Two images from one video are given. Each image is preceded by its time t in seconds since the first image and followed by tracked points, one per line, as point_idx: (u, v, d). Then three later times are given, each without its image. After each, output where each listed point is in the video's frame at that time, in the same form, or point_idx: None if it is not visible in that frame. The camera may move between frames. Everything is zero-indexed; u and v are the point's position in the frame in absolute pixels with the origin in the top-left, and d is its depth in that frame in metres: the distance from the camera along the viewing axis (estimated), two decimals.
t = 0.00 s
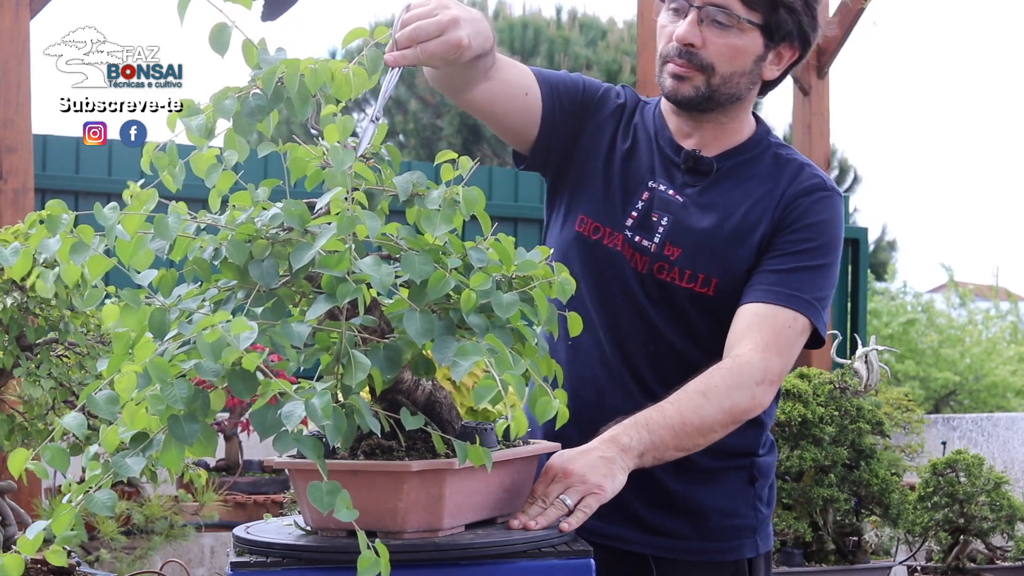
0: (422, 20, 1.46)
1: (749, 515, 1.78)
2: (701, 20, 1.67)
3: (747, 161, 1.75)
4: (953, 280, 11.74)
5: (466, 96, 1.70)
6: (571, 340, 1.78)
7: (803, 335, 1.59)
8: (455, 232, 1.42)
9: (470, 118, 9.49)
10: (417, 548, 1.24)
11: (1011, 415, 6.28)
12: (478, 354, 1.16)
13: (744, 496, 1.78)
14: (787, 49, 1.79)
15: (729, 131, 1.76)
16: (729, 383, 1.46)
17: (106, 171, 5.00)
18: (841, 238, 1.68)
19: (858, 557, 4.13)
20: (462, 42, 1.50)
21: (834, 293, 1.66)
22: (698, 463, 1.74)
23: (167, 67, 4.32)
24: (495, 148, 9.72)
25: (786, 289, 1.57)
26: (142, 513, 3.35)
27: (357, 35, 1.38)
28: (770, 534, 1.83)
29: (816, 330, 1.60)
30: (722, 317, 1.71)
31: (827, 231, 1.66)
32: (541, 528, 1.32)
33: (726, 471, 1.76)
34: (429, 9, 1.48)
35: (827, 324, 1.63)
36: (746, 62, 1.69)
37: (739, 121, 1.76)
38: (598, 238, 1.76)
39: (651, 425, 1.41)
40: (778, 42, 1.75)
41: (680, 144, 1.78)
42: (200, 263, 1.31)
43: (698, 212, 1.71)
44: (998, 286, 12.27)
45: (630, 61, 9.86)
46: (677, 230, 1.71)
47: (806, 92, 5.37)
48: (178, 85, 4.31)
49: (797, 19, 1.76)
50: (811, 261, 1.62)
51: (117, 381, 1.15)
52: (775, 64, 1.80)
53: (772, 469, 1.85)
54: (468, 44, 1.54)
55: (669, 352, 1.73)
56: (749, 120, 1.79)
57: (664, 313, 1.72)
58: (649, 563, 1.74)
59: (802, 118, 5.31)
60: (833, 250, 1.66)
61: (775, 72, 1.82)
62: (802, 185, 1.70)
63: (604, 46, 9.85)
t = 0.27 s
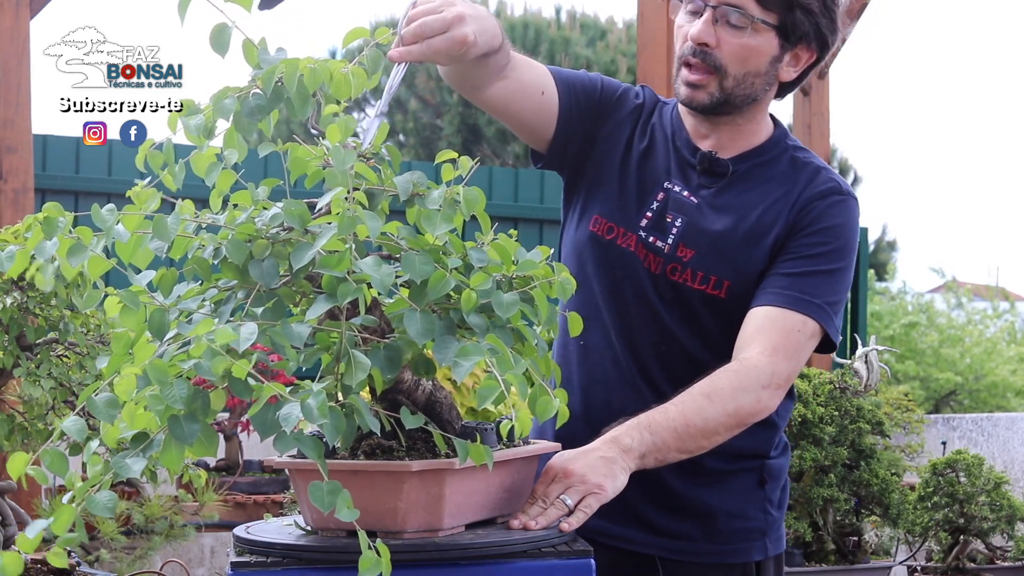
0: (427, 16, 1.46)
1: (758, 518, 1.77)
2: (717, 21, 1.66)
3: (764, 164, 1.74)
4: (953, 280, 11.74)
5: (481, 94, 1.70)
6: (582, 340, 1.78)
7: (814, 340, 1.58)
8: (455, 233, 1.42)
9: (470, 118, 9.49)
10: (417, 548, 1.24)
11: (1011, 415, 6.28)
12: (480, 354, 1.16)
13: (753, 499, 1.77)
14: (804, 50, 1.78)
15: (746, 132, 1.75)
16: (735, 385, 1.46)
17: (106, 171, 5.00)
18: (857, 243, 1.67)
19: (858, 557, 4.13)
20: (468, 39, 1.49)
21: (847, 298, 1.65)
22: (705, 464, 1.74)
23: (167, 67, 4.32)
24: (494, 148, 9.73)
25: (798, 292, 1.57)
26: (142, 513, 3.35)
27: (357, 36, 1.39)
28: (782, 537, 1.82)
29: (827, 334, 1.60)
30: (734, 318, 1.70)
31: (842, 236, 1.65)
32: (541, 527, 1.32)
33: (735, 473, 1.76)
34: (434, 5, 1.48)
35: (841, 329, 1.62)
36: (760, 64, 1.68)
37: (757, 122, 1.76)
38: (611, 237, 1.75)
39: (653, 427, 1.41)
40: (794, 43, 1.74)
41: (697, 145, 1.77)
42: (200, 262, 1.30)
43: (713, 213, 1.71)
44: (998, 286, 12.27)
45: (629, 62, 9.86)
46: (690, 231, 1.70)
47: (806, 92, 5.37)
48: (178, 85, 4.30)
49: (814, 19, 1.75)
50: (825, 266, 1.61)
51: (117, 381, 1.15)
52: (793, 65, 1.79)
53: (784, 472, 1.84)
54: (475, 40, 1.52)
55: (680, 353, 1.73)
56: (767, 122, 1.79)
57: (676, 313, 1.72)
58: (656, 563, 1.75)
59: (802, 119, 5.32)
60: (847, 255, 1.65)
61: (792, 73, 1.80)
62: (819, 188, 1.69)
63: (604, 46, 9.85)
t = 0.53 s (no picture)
0: None
1: (766, 520, 1.77)
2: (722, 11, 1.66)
3: (773, 162, 1.74)
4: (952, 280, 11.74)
5: (483, 92, 1.70)
6: (591, 338, 1.77)
7: (822, 337, 1.57)
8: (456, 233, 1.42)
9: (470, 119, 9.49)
10: (415, 548, 1.24)
11: (1011, 416, 6.28)
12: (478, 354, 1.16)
13: (762, 500, 1.77)
14: (812, 45, 1.77)
15: (755, 129, 1.75)
16: (737, 382, 1.44)
17: (106, 171, 5.00)
18: (866, 241, 1.65)
19: (858, 557, 4.13)
20: None
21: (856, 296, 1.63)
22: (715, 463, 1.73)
23: (167, 67, 4.32)
24: (494, 149, 9.73)
25: (805, 289, 1.55)
26: (142, 513, 3.35)
27: (357, 36, 1.39)
28: (791, 539, 1.82)
29: (833, 332, 1.58)
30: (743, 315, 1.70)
31: (850, 233, 1.63)
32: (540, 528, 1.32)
33: (745, 474, 1.75)
34: None
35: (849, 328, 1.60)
36: (766, 57, 1.68)
37: (766, 119, 1.75)
38: (620, 235, 1.75)
39: (654, 425, 1.40)
40: (802, 37, 1.73)
41: (706, 142, 1.77)
42: (199, 261, 1.30)
43: (721, 210, 1.70)
44: (997, 287, 12.27)
45: (629, 62, 9.87)
46: (698, 228, 1.70)
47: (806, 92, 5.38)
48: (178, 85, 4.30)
49: (821, 14, 1.74)
50: (832, 263, 1.60)
51: (112, 380, 1.17)
52: (801, 61, 1.78)
53: (795, 473, 1.84)
54: None
55: (687, 350, 1.73)
56: (778, 123, 1.78)
57: (684, 310, 1.72)
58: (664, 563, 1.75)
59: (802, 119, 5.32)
60: (856, 253, 1.63)
61: (800, 70, 1.79)
62: (827, 186, 1.68)
63: (604, 47, 9.86)
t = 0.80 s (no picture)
0: None
1: (776, 522, 1.74)
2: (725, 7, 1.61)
3: (786, 159, 1.70)
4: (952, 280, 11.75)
5: (469, 140, 1.66)
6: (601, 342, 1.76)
7: (833, 335, 1.52)
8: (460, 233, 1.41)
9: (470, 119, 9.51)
10: (416, 548, 1.24)
11: (1011, 415, 6.28)
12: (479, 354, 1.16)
13: (773, 502, 1.74)
14: (819, 35, 1.70)
15: (767, 124, 1.71)
16: (741, 379, 1.40)
17: (106, 171, 5.00)
18: (879, 238, 1.60)
19: (858, 556, 4.13)
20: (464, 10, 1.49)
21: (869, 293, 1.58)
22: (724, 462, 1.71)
23: (167, 67, 4.32)
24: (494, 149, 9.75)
25: (812, 285, 1.50)
26: (142, 513, 3.36)
27: (357, 36, 1.38)
28: (803, 542, 1.79)
29: (844, 331, 1.53)
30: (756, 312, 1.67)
31: (861, 230, 1.58)
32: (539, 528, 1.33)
33: (756, 476, 1.73)
34: None
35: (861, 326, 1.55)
36: (773, 50, 1.63)
37: (778, 114, 1.71)
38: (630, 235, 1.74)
39: (657, 424, 1.37)
40: (808, 28, 1.67)
41: (718, 141, 1.74)
42: (200, 261, 1.30)
43: (730, 208, 1.68)
44: (997, 287, 12.27)
45: (629, 62, 9.88)
46: (708, 224, 1.68)
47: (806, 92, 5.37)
48: (178, 85, 4.30)
49: (825, 2, 1.67)
50: (842, 259, 1.55)
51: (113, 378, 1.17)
52: (809, 52, 1.71)
53: (807, 475, 1.81)
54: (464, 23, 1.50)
55: (697, 344, 1.70)
56: (791, 119, 1.74)
57: (694, 307, 1.69)
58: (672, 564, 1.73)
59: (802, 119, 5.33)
60: (867, 250, 1.58)
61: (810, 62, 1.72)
62: (837, 184, 1.63)
63: (604, 47, 9.87)
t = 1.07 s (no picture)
0: None
1: (776, 525, 1.72)
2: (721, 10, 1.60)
3: (792, 155, 1.68)
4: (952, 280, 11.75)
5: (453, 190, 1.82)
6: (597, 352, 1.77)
7: (834, 331, 1.50)
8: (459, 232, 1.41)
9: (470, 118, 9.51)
10: (416, 548, 1.24)
11: (1011, 415, 6.28)
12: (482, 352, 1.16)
13: (772, 505, 1.71)
14: (820, 28, 1.67)
15: (775, 122, 1.70)
16: (745, 377, 1.40)
17: (106, 171, 5.00)
18: (886, 234, 1.57)
19: (858, 557, 4.13)
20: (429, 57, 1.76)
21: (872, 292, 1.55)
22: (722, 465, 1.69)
23: (167, 66, 4.32)
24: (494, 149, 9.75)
25: (818, 283, 1.49)
26: (142, 513, 3.35)
27: (357, 36, 1.38)
28: (806, 545, 1.76)
29: (847, 327, 1.51)
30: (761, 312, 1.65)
31: (864, 227, 1.55)
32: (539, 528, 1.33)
33: (756, 478, 1.71)
34: None
35: (867, 323, 1.52)
36: (774, 48, 1.62)
37: (786, 111, 1.70)
38: (625, 246, 1.76)
39: (659, 425, 1.37)
40: (810, 24, 1.65)
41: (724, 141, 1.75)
42: (200, 261, 1.30)
43: (733, 207, 1.67)
44: (996, 287, 12.27)
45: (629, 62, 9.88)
46: (711, 223, 1.68)
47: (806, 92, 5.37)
48: (178, 84, 4.30)
49: None
50: (842, 256, 1.53)
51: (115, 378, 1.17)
52: (812, 46, 1.68)
53: (810, 478, 1.78)
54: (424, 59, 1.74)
55: (694, 349, 1.67)
56: (800, 117, 1.72)
57: (691, 304, 1.67)
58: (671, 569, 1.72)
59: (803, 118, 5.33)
60: (870, 247, 1.55)
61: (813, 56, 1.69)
62: (841, 181, 1.60)
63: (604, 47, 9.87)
